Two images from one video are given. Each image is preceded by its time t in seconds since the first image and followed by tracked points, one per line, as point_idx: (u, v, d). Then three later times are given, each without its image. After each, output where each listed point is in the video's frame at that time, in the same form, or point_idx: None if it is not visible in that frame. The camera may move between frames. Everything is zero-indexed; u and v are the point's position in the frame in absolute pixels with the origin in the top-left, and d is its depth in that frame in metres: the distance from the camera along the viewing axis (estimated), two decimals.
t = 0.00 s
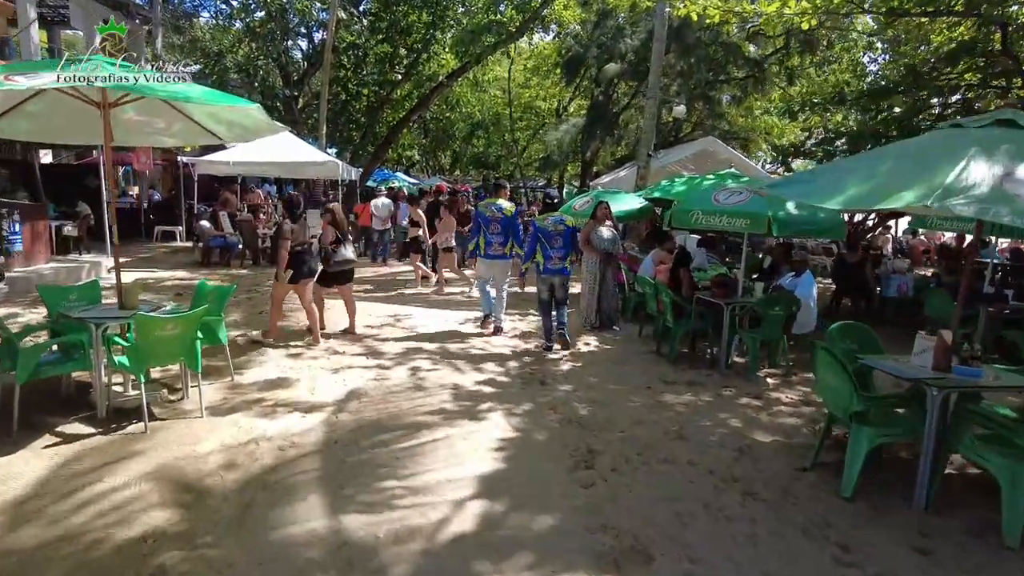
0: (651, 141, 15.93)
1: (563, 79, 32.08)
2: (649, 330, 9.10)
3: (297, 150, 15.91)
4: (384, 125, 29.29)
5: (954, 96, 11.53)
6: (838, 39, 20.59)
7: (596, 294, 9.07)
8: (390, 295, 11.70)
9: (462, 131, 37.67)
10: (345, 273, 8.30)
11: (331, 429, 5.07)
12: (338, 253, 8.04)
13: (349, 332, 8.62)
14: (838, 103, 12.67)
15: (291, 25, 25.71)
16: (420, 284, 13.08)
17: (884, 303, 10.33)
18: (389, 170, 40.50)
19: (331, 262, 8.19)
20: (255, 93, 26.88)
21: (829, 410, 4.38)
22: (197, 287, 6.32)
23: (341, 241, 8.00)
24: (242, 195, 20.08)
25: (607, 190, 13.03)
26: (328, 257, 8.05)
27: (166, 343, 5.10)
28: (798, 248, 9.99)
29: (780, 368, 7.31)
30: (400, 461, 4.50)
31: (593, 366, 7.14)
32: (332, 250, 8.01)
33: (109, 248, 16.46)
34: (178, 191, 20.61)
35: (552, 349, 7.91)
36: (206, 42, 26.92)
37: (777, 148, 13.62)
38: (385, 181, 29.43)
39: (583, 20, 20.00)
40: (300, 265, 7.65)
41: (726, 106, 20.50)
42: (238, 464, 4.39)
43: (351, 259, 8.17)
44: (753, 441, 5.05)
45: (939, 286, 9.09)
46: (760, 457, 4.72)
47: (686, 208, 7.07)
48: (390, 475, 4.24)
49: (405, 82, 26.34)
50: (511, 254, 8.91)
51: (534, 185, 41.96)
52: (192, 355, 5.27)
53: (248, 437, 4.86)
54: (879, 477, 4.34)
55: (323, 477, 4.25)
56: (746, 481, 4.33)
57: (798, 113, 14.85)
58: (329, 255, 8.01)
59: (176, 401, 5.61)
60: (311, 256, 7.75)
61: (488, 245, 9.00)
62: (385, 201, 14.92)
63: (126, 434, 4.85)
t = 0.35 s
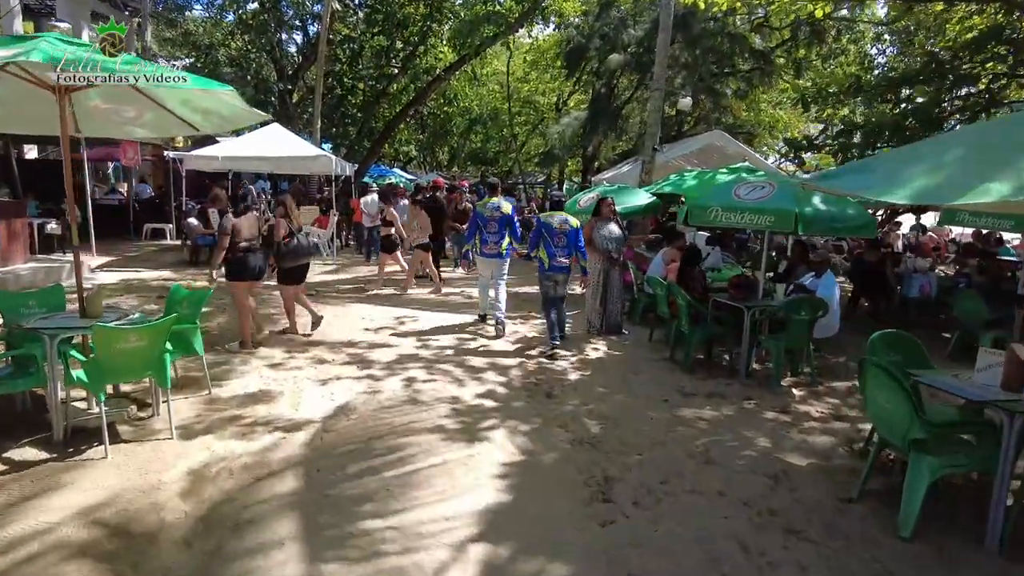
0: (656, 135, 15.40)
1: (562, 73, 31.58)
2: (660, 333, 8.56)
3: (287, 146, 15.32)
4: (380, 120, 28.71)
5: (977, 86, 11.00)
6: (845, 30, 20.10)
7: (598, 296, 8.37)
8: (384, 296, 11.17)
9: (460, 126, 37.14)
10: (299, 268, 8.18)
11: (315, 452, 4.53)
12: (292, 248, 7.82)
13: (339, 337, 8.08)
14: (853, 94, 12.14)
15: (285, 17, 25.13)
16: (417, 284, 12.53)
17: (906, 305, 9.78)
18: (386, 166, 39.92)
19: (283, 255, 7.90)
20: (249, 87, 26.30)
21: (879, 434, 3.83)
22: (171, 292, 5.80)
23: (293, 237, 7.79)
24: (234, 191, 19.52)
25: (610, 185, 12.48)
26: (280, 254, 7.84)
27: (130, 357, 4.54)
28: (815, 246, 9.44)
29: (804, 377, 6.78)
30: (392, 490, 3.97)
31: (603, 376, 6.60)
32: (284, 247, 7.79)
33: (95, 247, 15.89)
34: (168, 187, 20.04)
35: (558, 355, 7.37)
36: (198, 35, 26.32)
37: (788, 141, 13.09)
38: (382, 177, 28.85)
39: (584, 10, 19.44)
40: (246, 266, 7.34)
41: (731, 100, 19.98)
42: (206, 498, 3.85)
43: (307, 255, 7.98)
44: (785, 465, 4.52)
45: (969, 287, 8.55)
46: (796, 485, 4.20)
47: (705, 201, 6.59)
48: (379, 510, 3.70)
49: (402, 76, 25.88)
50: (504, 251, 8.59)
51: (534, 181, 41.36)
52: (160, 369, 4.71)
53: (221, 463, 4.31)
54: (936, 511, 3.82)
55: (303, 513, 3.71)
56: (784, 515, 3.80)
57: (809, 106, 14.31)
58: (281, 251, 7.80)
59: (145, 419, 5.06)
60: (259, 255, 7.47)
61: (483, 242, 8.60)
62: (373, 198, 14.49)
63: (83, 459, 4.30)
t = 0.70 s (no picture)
0: (662, 132, 14.88)
1: (563, 69, 31.06)
2: (675, 342, 8.04)
3: (279, 144, 14.75)
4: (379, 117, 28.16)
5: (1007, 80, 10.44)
6: (856, 23, 19.56)
7: (610, 304, 7.71)
8: (382, 300, 10.65)
9: (459, 123, 36.62)
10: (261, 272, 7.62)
11: (300, 489, 4.01)
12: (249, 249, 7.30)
13: (333, 347, 7.55)
14: (873, 89, 11.60)
15: (282, 12, 24.60)
16: (416, 288, 11.99)
17: (932, 310, 9.24)
18: (385, 164, 39.37)
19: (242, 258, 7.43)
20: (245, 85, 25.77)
21: (950, 473, 3.30)
22: (146, 302, 5.26)
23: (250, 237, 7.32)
24: (228, 190, 19.00)
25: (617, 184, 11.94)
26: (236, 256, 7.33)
27: (88, 382, 3.97)
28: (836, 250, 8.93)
29: (834, 392, 6.26)
30: (385, 539, 3.45)
31: (618, 393, 6.09)
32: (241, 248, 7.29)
33: (83, 249, 15.37)
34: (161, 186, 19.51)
35: (568, 368, 6.85)
36: (193, 30, 25.79)
37: (802, 138, 12.57)
38: (380, 175, 28.33)
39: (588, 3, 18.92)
40: (202, 267, 6.80)
41: (737, 95, 19.47)
42: (172, 551, 3.33)
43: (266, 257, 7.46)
44: (831, 503, 4.00)
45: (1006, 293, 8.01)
46: (846, 529, 3.68)
47: (729, 203, 6.15)
48: (369, 567, 3.19)
49: (400, 72, 25.34)
50: (508, 250, 8.24)
51: (535, 178, 40.78)
52: (127, 394, 4.13)
53: (194, 505, 3.80)
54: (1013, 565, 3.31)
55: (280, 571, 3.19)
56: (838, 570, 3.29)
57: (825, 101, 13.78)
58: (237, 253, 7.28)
59: (112, 447, 4.54)
60: (215, 257, 6.93)
61: (486, 238, 8.22)
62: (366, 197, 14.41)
63: (34, 500, 3.77)
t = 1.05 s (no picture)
0: (670, 132, 14.39)
1: (565, 68, 30.59)
2: (692, 354, 7.54)
3: (272, 143, 14.20)
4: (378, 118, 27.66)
5: None
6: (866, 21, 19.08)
7: (623, 315, 7.19)
8: (380, 308, 10.15)
9: (459, 123, 36.12)
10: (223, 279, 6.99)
11: (283, 536, 3.53)
12: (214, 255, 6.72)
13: (326, 361, 7.05)
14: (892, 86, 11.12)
15: (279, 11, 24.15)
16: (415, 294, 11.47)
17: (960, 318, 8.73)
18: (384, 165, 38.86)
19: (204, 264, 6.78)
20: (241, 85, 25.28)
21: None
22: (119, 317, 4.77)
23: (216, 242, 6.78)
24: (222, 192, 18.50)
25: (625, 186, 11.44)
26: (199, 262, 6.72)
27: (41, 413, 3.47)
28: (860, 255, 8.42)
29: (871, 413, 5.77)
30: None
31: (636, 417, 5.59)
32: (206, 253, 6.71)
33: (72, 253, 14.87)
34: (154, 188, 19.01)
35: (579, 385, 6.36)
36: (189, 29, 25.32)
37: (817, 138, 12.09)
38: (379, 176, 27.82)
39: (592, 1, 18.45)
40: (163, 270, 6.23)
41: (745, 94, 18.97)
42: None
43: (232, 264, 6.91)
44: (888, 551, 3.51)
45: None
46: None
47: (757, 208, 5.67)
48: None
49: (399, 71, 24.85)
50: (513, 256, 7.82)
51: (536, 179, 40.26)
52: (87, 426, 3.63)
53: (160, 558, 3.31)
54: None
55: None
56: None
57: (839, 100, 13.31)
58: (201, 259, 6.70)
59: (75, 483, 4.05)
60: (177, 261, 6.36)
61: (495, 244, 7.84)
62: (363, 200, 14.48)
63: None
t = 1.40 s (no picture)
0: (676, 128, 13.88)
1: (566, 66, 30.07)
2: (707, 365, 7.02)
3: (262, 142, 13.66)
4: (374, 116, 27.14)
5: None
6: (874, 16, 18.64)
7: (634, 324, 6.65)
8: (372, 314, 9.63)
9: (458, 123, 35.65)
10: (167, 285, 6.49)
11: None
12: (154, 257, 6.23)
13: (312, 374, 6.52)
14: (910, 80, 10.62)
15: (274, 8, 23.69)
16: (411, 299, 10.95)
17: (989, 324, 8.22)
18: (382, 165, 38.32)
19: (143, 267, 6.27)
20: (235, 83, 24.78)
21: None
22: (73, 330, 4.25)
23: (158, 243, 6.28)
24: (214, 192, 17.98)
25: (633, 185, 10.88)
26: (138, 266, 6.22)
27: None
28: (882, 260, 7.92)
29: (907, 432, 5.26)
30: None
31: (649, 439, 5.08)
32: (146, 254, 6.21)
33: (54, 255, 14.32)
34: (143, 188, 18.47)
35: (586, 401, 5.84)
36: (182, 26, 24.81)
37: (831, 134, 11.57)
38: (376, 175, 27.29)
39: None
40: (89, 275, 5.78)
41: (753, 90, 18.46)
42: None
43: (174, 266, 6.39)
44: None
45: None
46: None
47: (784, 207, 5.15)
48: None
49: (397, 69, 24.35)
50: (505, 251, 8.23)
51: (536, 179, 39.75)
52: (19, 466, 3.12)
53: None
54: None
55: None
56: None
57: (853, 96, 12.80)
58: (139, 263, 6.18)
59: (12, 526, 3.52)
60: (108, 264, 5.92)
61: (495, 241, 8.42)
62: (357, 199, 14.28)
63: None
